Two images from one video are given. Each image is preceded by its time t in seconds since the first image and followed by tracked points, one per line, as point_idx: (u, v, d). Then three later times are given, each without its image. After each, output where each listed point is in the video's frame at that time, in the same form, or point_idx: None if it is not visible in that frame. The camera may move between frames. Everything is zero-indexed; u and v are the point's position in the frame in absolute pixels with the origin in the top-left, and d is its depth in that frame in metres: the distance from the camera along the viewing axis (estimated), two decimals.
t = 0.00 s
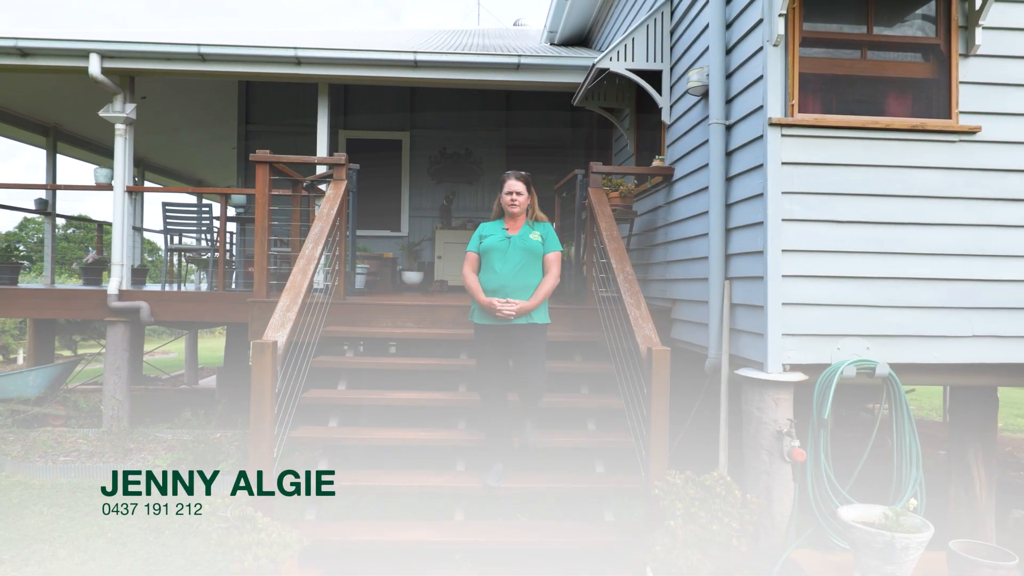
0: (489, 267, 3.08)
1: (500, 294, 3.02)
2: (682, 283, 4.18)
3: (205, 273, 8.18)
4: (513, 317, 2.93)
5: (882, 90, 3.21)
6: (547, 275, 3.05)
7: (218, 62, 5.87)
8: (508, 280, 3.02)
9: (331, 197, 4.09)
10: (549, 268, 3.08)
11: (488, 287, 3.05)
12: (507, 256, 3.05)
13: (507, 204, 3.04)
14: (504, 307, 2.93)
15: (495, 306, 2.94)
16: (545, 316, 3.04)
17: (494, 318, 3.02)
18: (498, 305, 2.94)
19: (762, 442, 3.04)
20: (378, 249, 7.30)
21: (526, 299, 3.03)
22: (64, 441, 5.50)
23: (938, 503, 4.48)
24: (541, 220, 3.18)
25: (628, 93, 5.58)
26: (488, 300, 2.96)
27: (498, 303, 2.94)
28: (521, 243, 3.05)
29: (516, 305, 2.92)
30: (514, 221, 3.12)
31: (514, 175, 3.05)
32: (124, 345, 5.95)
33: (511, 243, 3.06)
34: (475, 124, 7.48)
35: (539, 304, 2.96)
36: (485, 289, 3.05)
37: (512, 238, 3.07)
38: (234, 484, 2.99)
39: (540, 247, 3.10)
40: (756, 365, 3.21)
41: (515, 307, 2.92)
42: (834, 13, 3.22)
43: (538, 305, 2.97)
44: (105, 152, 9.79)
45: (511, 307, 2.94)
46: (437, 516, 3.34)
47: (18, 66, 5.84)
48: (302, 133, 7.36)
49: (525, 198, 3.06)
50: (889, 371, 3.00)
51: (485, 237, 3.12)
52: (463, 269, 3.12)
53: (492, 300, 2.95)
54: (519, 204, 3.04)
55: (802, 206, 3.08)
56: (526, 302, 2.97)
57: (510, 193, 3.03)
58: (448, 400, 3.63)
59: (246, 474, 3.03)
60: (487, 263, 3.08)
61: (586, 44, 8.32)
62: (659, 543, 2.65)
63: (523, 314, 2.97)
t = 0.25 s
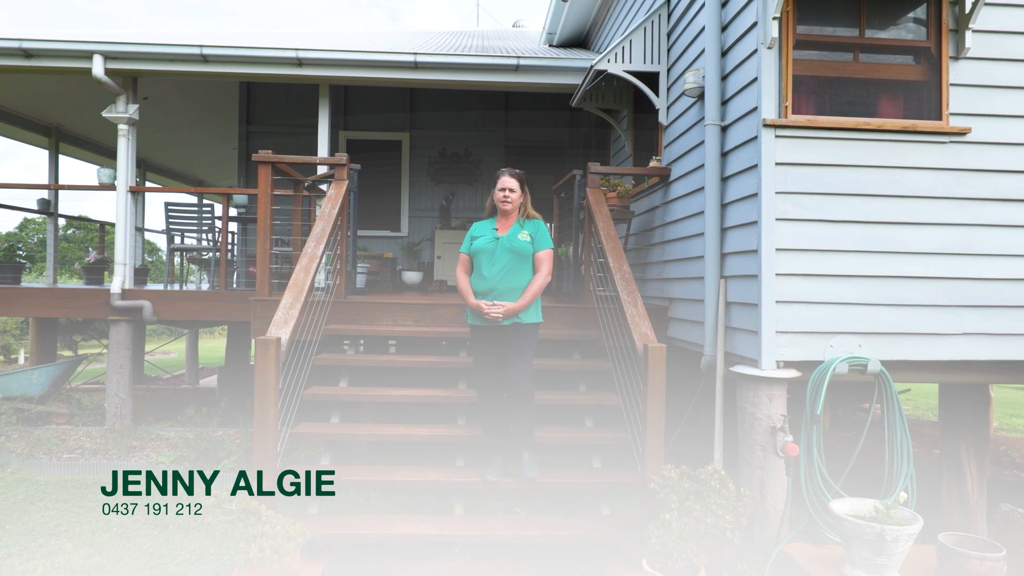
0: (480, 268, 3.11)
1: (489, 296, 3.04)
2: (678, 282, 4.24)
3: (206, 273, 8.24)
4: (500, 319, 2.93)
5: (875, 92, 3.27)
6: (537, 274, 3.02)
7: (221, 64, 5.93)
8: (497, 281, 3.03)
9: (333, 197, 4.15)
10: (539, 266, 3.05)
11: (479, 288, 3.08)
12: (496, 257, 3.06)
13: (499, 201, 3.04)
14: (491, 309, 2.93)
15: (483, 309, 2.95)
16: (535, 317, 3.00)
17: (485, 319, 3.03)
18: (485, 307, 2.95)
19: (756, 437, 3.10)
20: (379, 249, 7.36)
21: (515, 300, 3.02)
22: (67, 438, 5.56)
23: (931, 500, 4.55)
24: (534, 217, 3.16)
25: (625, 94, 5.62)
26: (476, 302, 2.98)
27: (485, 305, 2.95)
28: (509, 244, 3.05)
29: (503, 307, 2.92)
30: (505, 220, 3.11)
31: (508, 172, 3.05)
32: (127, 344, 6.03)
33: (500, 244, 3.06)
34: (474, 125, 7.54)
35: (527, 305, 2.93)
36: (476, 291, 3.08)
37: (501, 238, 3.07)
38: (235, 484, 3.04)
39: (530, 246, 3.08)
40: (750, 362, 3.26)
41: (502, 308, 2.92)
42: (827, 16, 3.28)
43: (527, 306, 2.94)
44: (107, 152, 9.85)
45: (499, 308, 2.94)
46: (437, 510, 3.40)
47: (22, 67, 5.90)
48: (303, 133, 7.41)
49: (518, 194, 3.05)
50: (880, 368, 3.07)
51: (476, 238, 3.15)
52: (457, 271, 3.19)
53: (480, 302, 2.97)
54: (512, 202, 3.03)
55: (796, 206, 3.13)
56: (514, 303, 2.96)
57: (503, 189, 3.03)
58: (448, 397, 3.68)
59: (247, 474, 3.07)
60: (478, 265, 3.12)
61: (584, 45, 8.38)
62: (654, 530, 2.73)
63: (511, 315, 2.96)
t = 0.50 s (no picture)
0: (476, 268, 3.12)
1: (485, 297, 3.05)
2: (675, 280, 4.29)
3: (208, 272, 8.29)
4: (497, 321, 2.95)
5: (868, 93, 3.32)
6: (533, 276, 3.04)
7: (223, 65, 5.98)
8: (493, 282, 3.04)
9: (334, 197, 4.21)
10: (535, 268, 3.07)
11: (475, 289, 3.09)
12: (493, 258, 3.07)
13: (496, 202, 3.06)
14: (488, 311, 2.95)
15: (479, 311, 2.96)
16: (531, 318, 3.03)
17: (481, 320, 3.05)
18: (482, 309, 2.96)
19: (751, 433, 3.15)
20: (379, 249, 7.42)
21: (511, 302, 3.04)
22: (71, 436, 5.61)
23: (925, 496, 4.61)
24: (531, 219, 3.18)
25: (623, 95, 5.64)
26: (472, 303, 2.99)
27: (481, 307, 2.96)
28: (506, 245, 3.06)
29: (499, 309, 2.93)
30: (503, 221, 3.13)
31: (506, 172, 3.06)
32: (129, 343, 6.07)
33: (497, 246, 3.08)
34: (474, 125, 7.59)
35: (523, 308, 2.95)
36: (472, 292, 3.09)
37: (498, 239, 3.08)
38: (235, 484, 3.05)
39: (527, 248, 3.10)
40: (745, 360, 3.32)
41: (498, 311, 2.93)
42: (821, 19, 3.33)
43: (523, 308, 2.96)
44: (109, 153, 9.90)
45: (495, 310, 2.95)
46: (437, 505, 3.44)
47: (26, 69, 5.95)
48: (304, 134, 7.47)
49: (515, 196, 3.08)
50: (873, 365, 3.12)
51: (473, 238, 3.16)
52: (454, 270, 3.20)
53: (476, 303, 2.98)
54: (508, 203, 3.05)
55: (789, 206, 3.18)
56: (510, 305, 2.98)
57: (500, 190, 3.05)
58: (448, 394, 3.73)
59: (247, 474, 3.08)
60: (475, 265, 3.13)
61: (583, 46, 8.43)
62: (648, 529, 2.72)
63: (507, 318, 2.97)
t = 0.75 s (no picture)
0: (474, 266, 3.14)
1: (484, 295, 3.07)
2: (672, 279, 4.34)
3: (209, 272, 8.34)
4: (495, 317, 2.96)
5: (861, 95, 3.37)
6: (532, 276, 3.08)
7: (224, 66, 6.03)
8: (492, 280, 3.07)
9: (335, 197, 4.26)
10: (533, 269, 3.12)
11: (473, 287, 3.10)
12: (492, 257, 3.10)
13: (495, 203, 3.10)
14: (487, 307, 2.96)
15: (478, 306, 2.97)
16: (528, 318, 3.06)
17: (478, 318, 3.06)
18: (480, 305, 2.97)
19: (745, 429, 3.20)
20: (380, 248, 7.46)
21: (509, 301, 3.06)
22: (74, 433, 5.67)
23: (919, 493, 4.65)
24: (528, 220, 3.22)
25: (621, 96, 5.72)
26: (471, 300, 3.00)
27: (481, 303, 2.97)
28: (506, 244, 3.10)
29: (499, 305, 2.95)
30: (502, 221, 3.17)
31: (505, 175, 3.10)
32: (131, 342, 6.12)
33: (496, 244, 3.11)
34: (473, 125, 7.64)
35: (521, 306, 2.99)
36: (470, 290, 3.10)
37: (498, 238, 3.12)
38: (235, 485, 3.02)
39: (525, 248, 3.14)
40: (740, 357, 3.37)
41: (498, 307, 2.95)
42: (814, 21, 3.38)
43: (522, 307, 3.00)
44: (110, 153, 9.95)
45: (494, 307, 2.97)
46: (437, 501, 3.49)
47: (29, 70, 6.00)
48: (305, 134, 7.52)
49: (514, 198, 3.12)
50: (866, 362, 3.16)
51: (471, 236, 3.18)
52: (450, 268, 3.20)
53: (475, 300, 2.99)
54: (507, 204, 3.09)
55: (784, 206, 3.23)
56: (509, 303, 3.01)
57: (499, 192, 3.09)
58: (447, 391, 3.78)
59: (247, 474, 3.05)
60: (473, 263, 3.15)
61: (581, 47, 8.48)
62: (644, 523, 2.76)
63: (505, 316, 3.00)
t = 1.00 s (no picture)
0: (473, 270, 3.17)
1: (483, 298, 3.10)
2: (670, 278, 4.38)
3: (210, 271, 8.39)
4: (494, 321, 2.99)
5: (855, 96, 3.41)
6: (531, 278, 3.10)
7: (225, 67, 6.07)
8: (491, 284, 3.09)
9: (335, 197, 4.31)
10: (533, 270, 3.13)
11: (472, 290, 3.13)
12: (490, 259, 3.13)
13: (493, 204, 3.12)
14: (485, 310, 2.99)
15: (477, 310, 3.00)
16: (527, 320, 3.08)
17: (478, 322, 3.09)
18: (479, 309, 3.00)
19: (740, 426, 3.25)
20: (380, 247, 7.51)
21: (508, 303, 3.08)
22: (76, 431, 5.71)
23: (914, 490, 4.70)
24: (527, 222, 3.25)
25: (619, 97, 5.76)
26: (469, 304, 3.03)
27: (479, 306, 3.00)
28: (504, 246, 3.12)
29: (497, 309, 2.98)
30: (501, 222, 3.19)
31: (505, 175, 3.13)
32: (133, 340, 6.17)
33: (495, 247, 3.14)
34: (473, 126, 7.68)
35: (519, 308, 3.01)
36: (469, 293, 3.13)
37: (496, 241, 3.14)
38: (234, 484, 2.94)
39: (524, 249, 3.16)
40: (735, 355, 3.41)
41: (496, 311, 2.98)
42: (808, 23, 3.42)
43: (520, 309, 3.02)
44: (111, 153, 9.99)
45: (492, 310, 3.00)
46: (436, 497, 3.54)
47: (31, 71, 6.05)
48: (305, 134, 7.57)
49: (513, 199, 3.13)
50: (858, 359, 3.22)
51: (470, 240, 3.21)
52: (450, 273, 3.23)
53: (474, 303, 3.02)
54: (506, 204, 3.11)
55: (778, 206, 3.28)
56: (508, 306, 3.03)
57: (498, 193, 3.10)
58: (446, 389, 3.83)
59: (246, 474, 2.98)
60: (472, 267, 3.17)
61: (580, 48, 8.53)
62: (639, 518, 2.80)
63: (505, 319, 3.02)
